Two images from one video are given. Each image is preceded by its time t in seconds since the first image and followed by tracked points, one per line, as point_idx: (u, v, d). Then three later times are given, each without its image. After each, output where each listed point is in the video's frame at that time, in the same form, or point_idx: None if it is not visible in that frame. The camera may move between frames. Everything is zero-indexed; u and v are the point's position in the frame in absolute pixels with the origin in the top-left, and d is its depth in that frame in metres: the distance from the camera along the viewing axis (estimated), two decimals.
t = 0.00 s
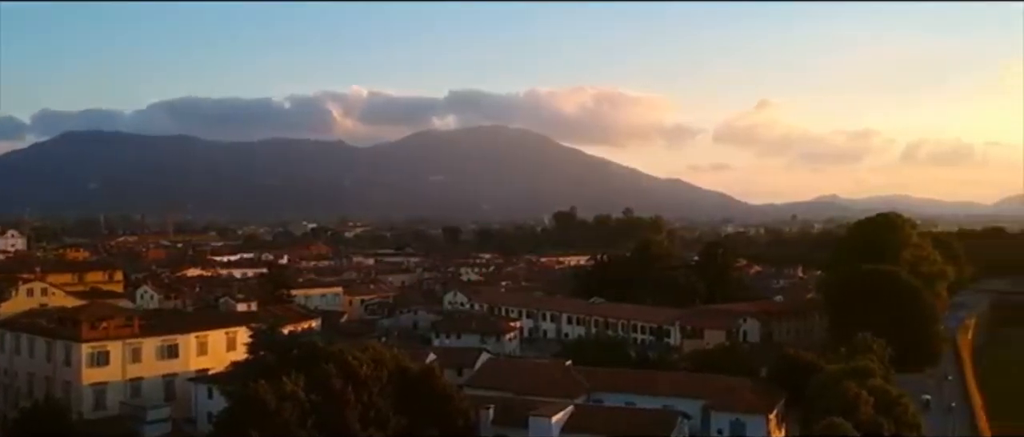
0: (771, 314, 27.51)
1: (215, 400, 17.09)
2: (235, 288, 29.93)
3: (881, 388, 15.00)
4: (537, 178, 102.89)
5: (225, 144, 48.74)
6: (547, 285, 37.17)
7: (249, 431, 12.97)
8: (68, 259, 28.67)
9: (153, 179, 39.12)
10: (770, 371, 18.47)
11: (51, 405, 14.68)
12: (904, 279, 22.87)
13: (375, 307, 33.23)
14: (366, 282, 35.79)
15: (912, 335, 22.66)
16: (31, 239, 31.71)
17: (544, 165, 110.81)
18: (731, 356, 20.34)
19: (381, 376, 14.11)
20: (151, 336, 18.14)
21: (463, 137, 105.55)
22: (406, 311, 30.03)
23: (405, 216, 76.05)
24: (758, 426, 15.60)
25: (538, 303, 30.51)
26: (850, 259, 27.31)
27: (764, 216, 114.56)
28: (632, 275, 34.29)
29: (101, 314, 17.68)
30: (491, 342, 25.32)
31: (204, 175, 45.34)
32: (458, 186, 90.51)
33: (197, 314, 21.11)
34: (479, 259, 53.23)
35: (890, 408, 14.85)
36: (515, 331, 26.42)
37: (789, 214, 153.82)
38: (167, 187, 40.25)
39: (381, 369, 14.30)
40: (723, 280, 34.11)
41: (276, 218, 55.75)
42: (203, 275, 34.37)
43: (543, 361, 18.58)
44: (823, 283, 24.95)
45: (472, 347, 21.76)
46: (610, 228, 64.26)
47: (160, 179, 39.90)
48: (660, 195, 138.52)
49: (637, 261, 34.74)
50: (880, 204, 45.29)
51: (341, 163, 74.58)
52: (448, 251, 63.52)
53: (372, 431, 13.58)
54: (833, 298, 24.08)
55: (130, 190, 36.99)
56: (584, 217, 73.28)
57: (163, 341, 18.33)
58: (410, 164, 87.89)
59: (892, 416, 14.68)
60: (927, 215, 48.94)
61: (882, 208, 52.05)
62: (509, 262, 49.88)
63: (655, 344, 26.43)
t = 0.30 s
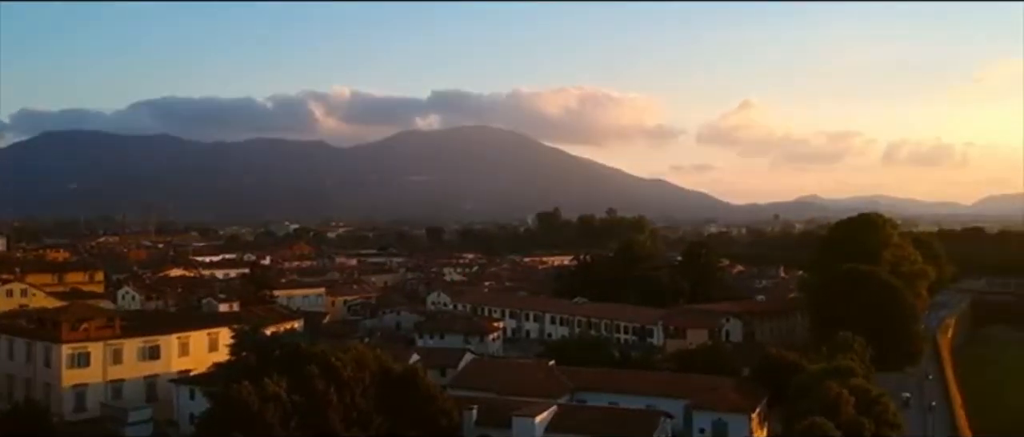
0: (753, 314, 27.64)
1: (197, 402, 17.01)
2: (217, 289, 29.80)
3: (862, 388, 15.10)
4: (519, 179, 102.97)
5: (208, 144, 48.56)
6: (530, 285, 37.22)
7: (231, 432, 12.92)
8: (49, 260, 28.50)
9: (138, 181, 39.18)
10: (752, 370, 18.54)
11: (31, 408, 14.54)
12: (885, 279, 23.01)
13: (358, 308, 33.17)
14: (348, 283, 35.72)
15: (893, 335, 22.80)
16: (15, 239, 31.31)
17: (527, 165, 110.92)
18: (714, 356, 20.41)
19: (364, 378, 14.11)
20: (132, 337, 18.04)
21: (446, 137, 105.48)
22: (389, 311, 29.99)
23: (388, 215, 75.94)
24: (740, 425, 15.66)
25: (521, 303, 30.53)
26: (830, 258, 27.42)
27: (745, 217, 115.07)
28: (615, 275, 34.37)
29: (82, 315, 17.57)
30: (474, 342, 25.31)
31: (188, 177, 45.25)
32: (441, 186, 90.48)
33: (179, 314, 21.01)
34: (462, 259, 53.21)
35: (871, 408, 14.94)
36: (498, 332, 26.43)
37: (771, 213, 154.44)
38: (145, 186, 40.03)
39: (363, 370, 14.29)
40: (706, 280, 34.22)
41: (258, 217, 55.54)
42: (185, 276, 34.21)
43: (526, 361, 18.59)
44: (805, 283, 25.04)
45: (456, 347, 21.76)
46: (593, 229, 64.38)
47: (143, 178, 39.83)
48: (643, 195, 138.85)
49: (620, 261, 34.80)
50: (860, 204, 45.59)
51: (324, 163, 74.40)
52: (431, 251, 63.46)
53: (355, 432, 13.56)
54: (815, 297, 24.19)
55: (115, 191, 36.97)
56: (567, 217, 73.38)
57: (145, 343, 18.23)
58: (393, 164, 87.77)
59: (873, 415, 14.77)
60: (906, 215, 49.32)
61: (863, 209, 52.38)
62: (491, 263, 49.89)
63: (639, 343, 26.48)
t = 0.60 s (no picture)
0: (734, 313, 27.74)
1: (178, 403, 16.93)
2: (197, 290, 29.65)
3: (842, 387, 15.20)
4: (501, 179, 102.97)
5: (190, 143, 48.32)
6: (512, 285, 37.25)
7: (212, 433, 12.85)
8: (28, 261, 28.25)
9: (118, 180, 38.95)
10: (733, 370, 18.62)
11: (9, 409, 14.39)
12: (866, 278, 23.14)
13: (340, 308, 33.09)
14: (330, 283, 35.64)
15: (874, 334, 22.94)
16: None
17: (508, 165, 110.90)
18: (695, 355, 20.47)
19: (345, 378, 14.08)
20: (112, 338, 17.92)
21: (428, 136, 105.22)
22: (372, 311, 29.92)
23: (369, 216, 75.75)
24: (722, 425, 15.71)
25: (504, 303, 30.51)
26: (810, 258, 27.59)
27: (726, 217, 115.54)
28: (597, 274, 34.41)
29: (61, 316, 17.43)
30: (456, 342, 25.27)
31: (170, 176, 44.99)
32: (423, 186, 90.34)
33: (159, 315, 20.88)
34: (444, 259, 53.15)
35: (851, 407, 15.04)
36: (480, 332, 26.42)
37: (752, 214, 155.15)
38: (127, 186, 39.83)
39: (345, 370, 14.26)
40: (687, 279, 34.30)
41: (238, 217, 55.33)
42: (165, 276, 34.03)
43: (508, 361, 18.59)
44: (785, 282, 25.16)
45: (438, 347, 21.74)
46: (575, 228, 64.46)
47: (124, 178, 39.58)
48: (624, 195, 139.11)
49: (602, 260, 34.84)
50: (841, 204, 45.83)
51: (305, 163, 74.15)
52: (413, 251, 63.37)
53: (337, 432, 13.52)
54: (796, 297, 24.30)
55: (95, 189, 36.71)
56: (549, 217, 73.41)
57: (125, 344, 18.11)
58: (374, 163, 87.52)
59: (852, 414, 14.88)
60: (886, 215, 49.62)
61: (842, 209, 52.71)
62: (474, 263, 49.85)
63: (620, 343, 26.52)
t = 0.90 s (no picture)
0: (715, 313, 27.87)
1: (159, 404, 16.87)
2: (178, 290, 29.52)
3: (824, 386, 15.28)
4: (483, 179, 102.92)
5: (170, 143, 48.05)
6: (495, 285, 37.25)
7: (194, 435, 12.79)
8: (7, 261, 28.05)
9: (99, 180, 38.71)
10: (715, 369, 18.68)
11: None
12: (846, 278, 23.29)
13: (322, 308, 33.01)
14: (312, 284, 35.55)
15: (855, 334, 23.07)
16: None
17: (490, 165, 110.89)
18: (677, 354, 20.55)
19: (327, 379, 14.07)
20: (92, 339, 17.80)
21: (410, 135, 105.08)
22: (354, 311, 29.85)
23: (351, 216, 75.61)
24: (704, 424, 15.77)
25: (486, 303, 30.52)
26: (791, 257, 27.71)
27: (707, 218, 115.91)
28: (579, 274, 34.46)
29: (41, 316, 17.30)
30: (438, 343, 25.26)
31: (151, 176, 44.76)
32: (405, 186, 90.25)
33: (140, 315, 20.76)
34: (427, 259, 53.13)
35: (832, 407, 15.13)
36: (462, 332, 26.41)
37: (734, 214, 155.84)
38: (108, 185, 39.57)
39: (327, 371, 14.25)
40: (670, 279, 34.40)
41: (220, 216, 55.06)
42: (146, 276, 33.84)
43: (491, 360, 18.61)
44: (767, 282, 25.26)
45: (421, 347, 21.74)
46: (557, 228, 64.54)
47: (103, 178, 39.33)
48: (606, 195, 139.37)
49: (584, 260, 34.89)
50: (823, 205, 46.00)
51: (287, 162, 73.90)
52: (395, 251, 63.27)
53: (320, 433, 13.49)
54: (777, 297, 24.42)
55: (75, 189, 36.44)
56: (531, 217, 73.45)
57: (105, 344, 18.01)
58: (357, 162, 87.36)
59: (834, 413, 14.97)
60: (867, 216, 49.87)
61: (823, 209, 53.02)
62: (456, 263, 49.77)
63: (603, 343, 26.57)
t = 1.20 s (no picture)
0: (696, 313, 27.98)
1: (139, 405, 16.79)
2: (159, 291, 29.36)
3: (805, 385, 15.36)
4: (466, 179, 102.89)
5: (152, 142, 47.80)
6: (477, 285, 37.26)
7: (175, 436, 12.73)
8: None
9: (81, 179, 38.50)
10: (697, 369, 18.75)
11: None
12: (827, 278, 23.42)
13: (303, 309, 32.91)
14: (294, 284, 35.44)
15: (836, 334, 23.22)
16: None
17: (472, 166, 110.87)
18: (659, 354, 20.61)
19: (309, 380, 14.03)
20: (72, 339, 17.68)
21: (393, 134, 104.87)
22: (336, 311, 29.77)
23: (333, 215, 75.46)
24: (686, 423, 15.81)
25: (469, 303, 30.51)
26: (772, 257, 27.83)
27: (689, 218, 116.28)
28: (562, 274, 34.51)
29: (20, 317, 17.16)
30: (421, 343, 25.22)
31: (132, 176, 44.52)
32: (387, 186, 90.12)
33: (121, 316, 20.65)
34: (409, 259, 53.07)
35: (813, 406, 15.21)
36: (445, 332, 26.40)
37: (715, 214, 156.41)
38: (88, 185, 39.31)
39: (309, 372, 14.22)
40: (652, 279, 34.49)
41: (201, 215, 54.82)
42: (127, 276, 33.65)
43: (473, 360, 18.61)
44: (748, 282, 25.38)
45: (404, 347, 21.72)
46: (540, 228, 64.58)
47: (86, 177, 39.12)
48: (589, 195, 139.55)
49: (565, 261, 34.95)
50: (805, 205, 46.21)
51: (270, 161, 73.66)
52: (378, 251, 63.16)
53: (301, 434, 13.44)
54: (759, 297, 24.54)
55: (55, 188, 36.18)
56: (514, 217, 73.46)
57: (85, 345, 17.89)
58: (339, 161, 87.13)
59: (815, 412, 15.05)
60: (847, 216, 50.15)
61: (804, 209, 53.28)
62: (439, 263, 49.73)
63: (585, 343, 26.61)
